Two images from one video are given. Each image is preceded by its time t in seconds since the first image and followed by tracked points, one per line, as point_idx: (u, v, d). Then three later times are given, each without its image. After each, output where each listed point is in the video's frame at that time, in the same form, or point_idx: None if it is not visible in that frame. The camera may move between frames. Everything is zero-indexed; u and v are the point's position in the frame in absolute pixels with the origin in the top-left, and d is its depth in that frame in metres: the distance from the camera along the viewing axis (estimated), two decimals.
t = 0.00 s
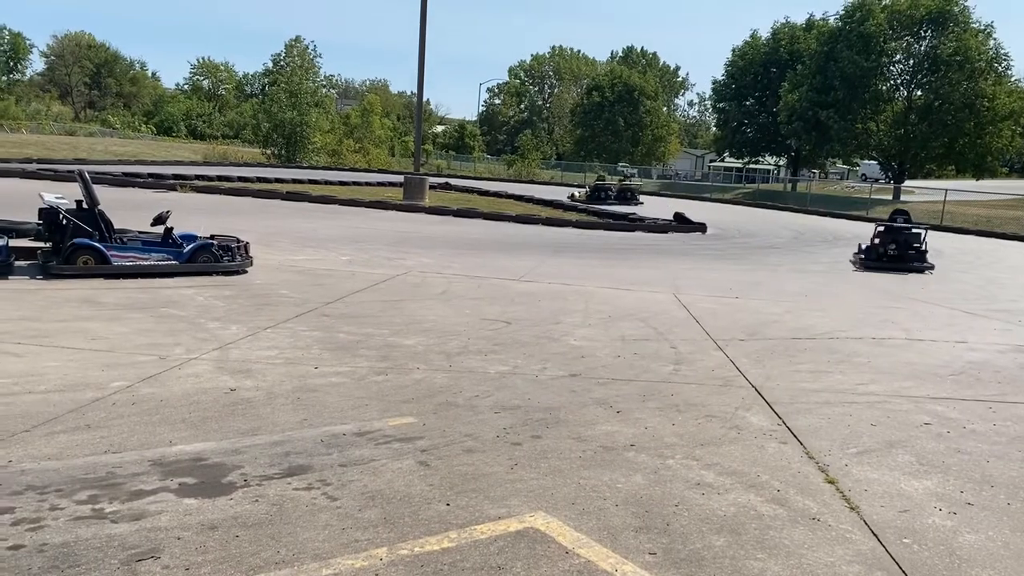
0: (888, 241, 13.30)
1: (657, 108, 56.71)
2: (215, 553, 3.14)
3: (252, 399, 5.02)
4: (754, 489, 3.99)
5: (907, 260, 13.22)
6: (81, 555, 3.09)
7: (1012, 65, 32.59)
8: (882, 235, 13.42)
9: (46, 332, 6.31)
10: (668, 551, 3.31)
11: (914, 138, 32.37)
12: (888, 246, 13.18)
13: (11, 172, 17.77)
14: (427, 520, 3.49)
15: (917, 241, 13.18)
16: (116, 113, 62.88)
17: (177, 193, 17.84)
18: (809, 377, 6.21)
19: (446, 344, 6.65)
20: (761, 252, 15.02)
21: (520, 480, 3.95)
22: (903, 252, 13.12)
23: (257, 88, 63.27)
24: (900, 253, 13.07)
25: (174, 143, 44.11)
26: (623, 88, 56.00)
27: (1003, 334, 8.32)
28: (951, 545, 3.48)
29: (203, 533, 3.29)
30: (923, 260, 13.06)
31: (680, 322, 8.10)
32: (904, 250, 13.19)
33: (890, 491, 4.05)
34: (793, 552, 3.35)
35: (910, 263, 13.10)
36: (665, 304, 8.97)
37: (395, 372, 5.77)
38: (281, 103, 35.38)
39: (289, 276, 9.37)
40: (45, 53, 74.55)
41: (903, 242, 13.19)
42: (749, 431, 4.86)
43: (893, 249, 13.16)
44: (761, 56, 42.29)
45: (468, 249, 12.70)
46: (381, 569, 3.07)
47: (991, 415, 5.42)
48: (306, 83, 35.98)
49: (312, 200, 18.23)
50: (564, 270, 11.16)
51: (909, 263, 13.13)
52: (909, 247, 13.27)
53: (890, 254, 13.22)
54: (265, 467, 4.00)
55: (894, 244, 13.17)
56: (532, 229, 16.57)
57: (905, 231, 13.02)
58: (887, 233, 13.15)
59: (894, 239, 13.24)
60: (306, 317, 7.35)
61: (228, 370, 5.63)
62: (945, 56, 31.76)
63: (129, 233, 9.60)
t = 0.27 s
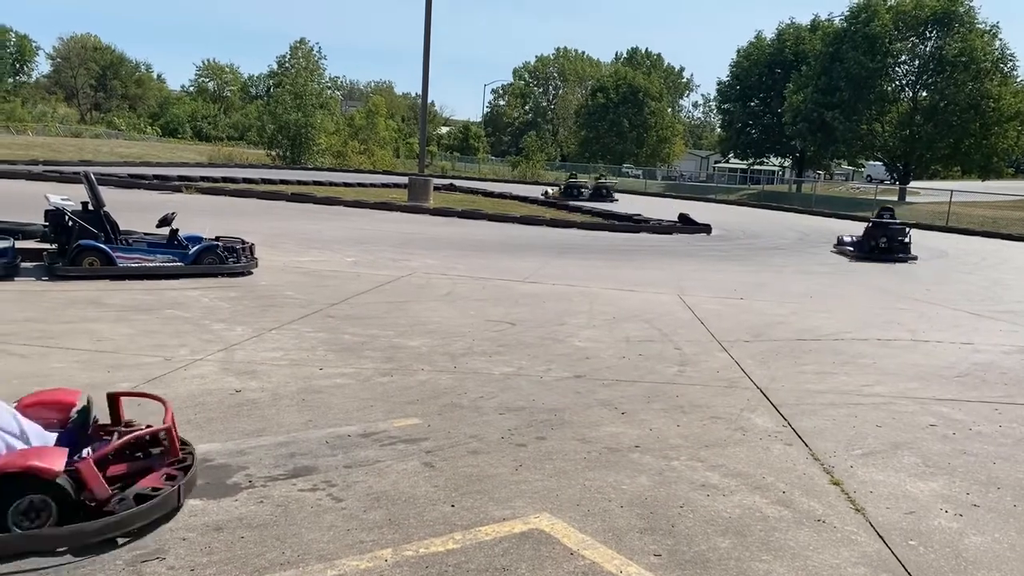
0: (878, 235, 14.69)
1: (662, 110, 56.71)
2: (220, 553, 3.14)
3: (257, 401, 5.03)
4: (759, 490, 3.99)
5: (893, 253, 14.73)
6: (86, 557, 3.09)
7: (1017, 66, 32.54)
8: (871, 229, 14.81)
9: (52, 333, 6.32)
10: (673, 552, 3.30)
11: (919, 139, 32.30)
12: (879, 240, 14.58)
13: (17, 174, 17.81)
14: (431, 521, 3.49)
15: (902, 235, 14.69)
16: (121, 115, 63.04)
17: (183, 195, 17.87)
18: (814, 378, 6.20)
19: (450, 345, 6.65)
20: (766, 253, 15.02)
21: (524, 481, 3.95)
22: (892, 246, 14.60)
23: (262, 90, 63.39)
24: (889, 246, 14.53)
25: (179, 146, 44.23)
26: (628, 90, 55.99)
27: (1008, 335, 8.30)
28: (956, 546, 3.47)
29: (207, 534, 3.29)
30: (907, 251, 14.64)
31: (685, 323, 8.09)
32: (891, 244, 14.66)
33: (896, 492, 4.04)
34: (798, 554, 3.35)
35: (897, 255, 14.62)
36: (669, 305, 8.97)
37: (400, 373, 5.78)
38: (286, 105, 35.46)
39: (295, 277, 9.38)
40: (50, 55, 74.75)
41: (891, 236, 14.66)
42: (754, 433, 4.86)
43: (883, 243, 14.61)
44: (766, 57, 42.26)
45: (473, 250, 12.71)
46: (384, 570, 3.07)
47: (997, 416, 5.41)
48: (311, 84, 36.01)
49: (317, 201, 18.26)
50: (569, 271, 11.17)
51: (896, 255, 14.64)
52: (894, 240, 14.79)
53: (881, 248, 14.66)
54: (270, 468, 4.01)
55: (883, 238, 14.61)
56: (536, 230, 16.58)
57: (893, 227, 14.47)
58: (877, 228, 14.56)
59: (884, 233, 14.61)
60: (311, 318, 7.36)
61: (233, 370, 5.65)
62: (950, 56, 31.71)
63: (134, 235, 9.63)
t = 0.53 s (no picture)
0: (854, 228, 16.15)
1: (667, 111, 56.68)
2: (227, 555, 3.15)
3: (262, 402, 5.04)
4: (765, 492, 3.98)
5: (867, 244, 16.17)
6: (93, 558, 3.10)
7: None
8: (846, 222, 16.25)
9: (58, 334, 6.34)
10: (679, 555, 3.30)
11: (925, 139, 32.06)
12: (855, 232, 16.04)
13: (23, 176, 17.87)
14: (436, 522, 3.49)
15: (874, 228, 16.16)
16: (127, 117, 63.19)
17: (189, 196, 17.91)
18: (820, 379, 6.19)
19: (455, 346, 6.65)
20: (772, 254, 14.99)
21: (529, 483, 3.95)
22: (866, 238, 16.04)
23: (267, 91, 63.50)
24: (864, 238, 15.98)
25: (184, 148, 44.33)
26: (633, 91, 55.91)
27: (1015, 336, 8.28)
28: (963, 549, 3.45)
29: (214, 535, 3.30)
30: (879, 241, 16.23)
31: (690, 324, 8.08)
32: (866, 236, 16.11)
33: (902, 494, 4.03)
34: (804, 556, 3.34)
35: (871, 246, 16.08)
36: (674, 307, 8.97)
37: (405, 374, 5.79)
38: (291, 106, 35.58)
39: (300, 279, 9.39)
40: (56, 57, 74.97)
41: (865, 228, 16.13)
42: (760, 434, 4.85)
43: (858, 235, 16.07)
44: (772, 58, 42.20)
45: (477, 251, 12.72)
46: (390, 572, 3.07)
47: (1004, 418, 5.39)
48: (317, 86, 36.17)
49: (322, 202, 18.29)
50: (574, 272, 11.17)
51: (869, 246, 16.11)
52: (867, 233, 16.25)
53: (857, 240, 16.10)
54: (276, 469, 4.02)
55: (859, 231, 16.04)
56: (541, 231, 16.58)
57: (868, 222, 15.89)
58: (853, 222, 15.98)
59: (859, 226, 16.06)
60: (316, 319, 7.37)
61: (239, 372, 5.66)
62: (957, 57, 31.61)
63: (141, 236, 9.65)
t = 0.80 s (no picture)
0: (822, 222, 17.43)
1: (673, 112, 56.64)
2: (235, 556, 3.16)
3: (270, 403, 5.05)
4: (771, 494, 3.97)
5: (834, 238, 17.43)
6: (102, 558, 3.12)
7: None
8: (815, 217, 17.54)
9: (65, 336, 6.36)
10: (684, 556, 3.30)
11: (932, 140, 32.02)
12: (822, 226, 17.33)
13: (31, 177, 17.94)
14: (444, 523, 3.50)
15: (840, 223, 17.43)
16: (135, 119, 63.41)
17: (195, 198, 17.95)
18: (827, 381, 6.17)
19: (460, 348, 6.66)
20: (779, 256, 14.96)
21: (535, 484, 3.96)
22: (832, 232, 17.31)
23: (274, 94, 63.66)
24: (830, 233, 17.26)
25: (192, 149, 44.49)
26: (639, 92, 55.88)
27: None
28: (971, 551, 3.44)
29: (222, 536, 3.31)
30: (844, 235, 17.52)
31: (697, 325, 8.07)
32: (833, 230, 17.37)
33: (910, 496, 4.01)
34: (811, 558, 3.34)
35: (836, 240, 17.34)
36: (681, 308, 8.96)
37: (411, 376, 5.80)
38: (298, 108, 35.78)
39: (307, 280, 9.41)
40: (64, 59, 75.24)
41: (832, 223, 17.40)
42: (766, 436, 4.84)
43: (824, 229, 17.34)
44: (778, 59, 42.18)
45: (484, 253, 12.72)
46: (398, 572, 3.08)
47: (1012, 420, 5.37)
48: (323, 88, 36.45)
49: (328, 204, 18.32)
50: (580, 274, 11.16)
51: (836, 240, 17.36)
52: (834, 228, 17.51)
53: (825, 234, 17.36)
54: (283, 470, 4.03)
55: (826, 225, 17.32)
56: (548, 233, 16.58)
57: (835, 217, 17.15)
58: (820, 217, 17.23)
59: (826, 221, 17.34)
60: (323, 321, 7.38)
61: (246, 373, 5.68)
62: (964, 57, 31.53)
63: (148, 238, 9.67)
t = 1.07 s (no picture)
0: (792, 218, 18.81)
1: (682, 112, 56.56)
2: (244, 556, 3.17)
3: (278, 404, 5.06)
4: (780, 496, 3.95)
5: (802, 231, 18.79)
6: (111, 558, 3.13)
7: None
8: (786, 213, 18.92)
9: (76, 337, 6.38)
10: (694, 558, 3.29)
11: (942, 140, 31.94)
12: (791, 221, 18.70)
13: (41, 179, 18.02)
14: (453, 524, 3.50)
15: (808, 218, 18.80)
16: (145, 121, 63.66)
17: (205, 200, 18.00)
18: (837, 383, 6.14)
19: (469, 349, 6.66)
20: (789, 257, 14.92)
21: (544, 486, 3.95)
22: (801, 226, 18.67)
23: (283, 95, 63.83)
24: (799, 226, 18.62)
25: (201, 151, 44.68)
26: (648, 92, 55.79)
27: None
28: (983, 554, 3.42)
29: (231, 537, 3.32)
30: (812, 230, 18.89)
31: (705, 326, 8.06)
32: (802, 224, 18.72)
33: (920, 498, 3.99)
34: (821, 560, 3.32)
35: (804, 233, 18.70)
36: (690, 309, 8.94)
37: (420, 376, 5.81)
38: (307, 109, 35.92)
39: (316, 282, 9.42)
40: (75, 61, 75.60)
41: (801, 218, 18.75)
42: (775, 438, 4.82)
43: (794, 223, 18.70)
44: (787, 59, 42.08)
45: (492, 254, 12.73)
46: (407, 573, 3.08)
47: None
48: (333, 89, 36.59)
49: (337, 205, 18.35)
50: (589, 275, 11.15)
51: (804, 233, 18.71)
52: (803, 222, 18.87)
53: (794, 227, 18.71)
54: (292, 471, 4.04)
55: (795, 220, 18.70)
56: (557, 234, 16.58)
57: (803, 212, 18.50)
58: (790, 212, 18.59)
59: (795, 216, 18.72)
60: (331, 322, 7.40)
61: (256, 374, 5.70)
62: (975, 57, 31.41)
63: (158, 239, 9.71)
